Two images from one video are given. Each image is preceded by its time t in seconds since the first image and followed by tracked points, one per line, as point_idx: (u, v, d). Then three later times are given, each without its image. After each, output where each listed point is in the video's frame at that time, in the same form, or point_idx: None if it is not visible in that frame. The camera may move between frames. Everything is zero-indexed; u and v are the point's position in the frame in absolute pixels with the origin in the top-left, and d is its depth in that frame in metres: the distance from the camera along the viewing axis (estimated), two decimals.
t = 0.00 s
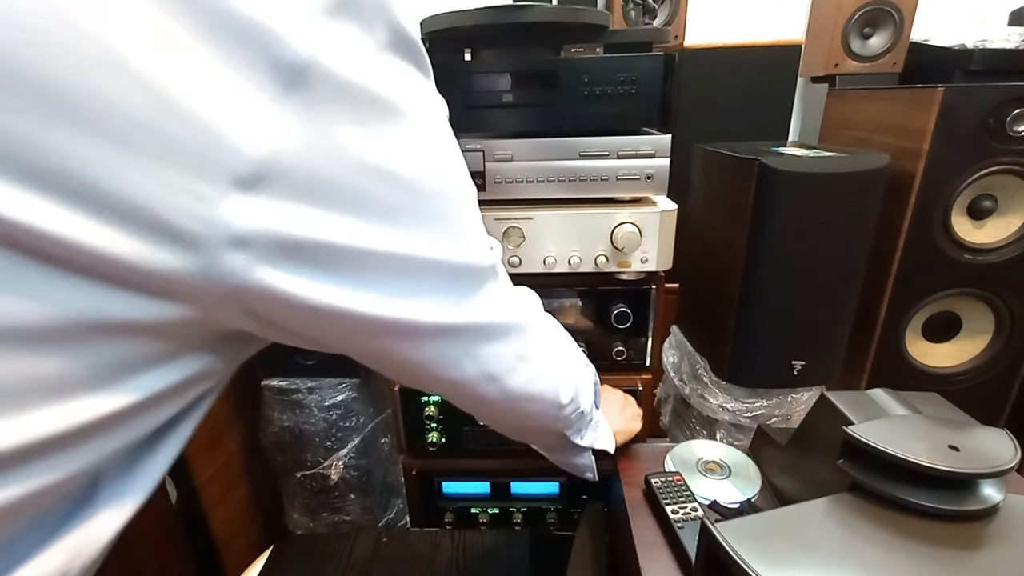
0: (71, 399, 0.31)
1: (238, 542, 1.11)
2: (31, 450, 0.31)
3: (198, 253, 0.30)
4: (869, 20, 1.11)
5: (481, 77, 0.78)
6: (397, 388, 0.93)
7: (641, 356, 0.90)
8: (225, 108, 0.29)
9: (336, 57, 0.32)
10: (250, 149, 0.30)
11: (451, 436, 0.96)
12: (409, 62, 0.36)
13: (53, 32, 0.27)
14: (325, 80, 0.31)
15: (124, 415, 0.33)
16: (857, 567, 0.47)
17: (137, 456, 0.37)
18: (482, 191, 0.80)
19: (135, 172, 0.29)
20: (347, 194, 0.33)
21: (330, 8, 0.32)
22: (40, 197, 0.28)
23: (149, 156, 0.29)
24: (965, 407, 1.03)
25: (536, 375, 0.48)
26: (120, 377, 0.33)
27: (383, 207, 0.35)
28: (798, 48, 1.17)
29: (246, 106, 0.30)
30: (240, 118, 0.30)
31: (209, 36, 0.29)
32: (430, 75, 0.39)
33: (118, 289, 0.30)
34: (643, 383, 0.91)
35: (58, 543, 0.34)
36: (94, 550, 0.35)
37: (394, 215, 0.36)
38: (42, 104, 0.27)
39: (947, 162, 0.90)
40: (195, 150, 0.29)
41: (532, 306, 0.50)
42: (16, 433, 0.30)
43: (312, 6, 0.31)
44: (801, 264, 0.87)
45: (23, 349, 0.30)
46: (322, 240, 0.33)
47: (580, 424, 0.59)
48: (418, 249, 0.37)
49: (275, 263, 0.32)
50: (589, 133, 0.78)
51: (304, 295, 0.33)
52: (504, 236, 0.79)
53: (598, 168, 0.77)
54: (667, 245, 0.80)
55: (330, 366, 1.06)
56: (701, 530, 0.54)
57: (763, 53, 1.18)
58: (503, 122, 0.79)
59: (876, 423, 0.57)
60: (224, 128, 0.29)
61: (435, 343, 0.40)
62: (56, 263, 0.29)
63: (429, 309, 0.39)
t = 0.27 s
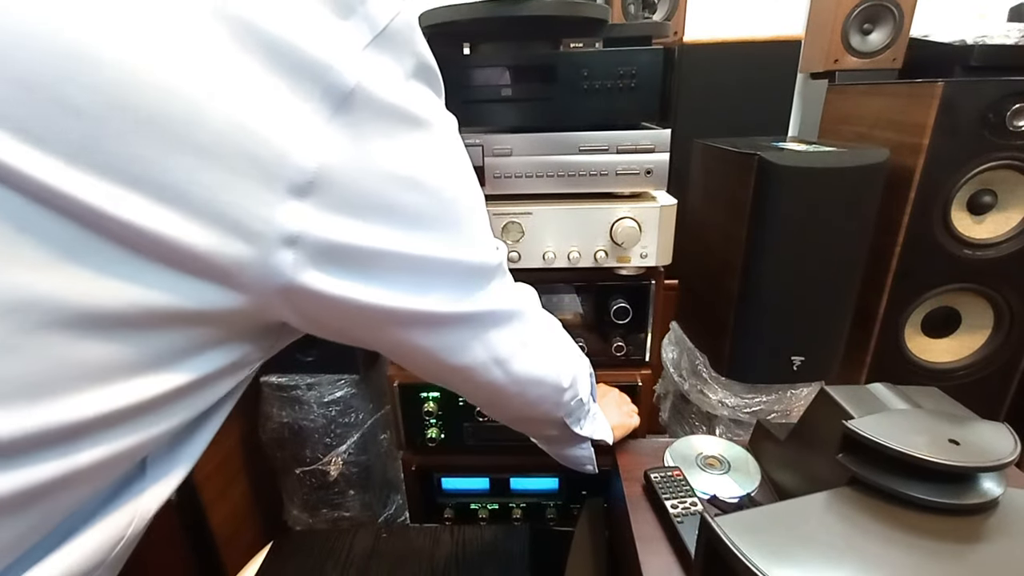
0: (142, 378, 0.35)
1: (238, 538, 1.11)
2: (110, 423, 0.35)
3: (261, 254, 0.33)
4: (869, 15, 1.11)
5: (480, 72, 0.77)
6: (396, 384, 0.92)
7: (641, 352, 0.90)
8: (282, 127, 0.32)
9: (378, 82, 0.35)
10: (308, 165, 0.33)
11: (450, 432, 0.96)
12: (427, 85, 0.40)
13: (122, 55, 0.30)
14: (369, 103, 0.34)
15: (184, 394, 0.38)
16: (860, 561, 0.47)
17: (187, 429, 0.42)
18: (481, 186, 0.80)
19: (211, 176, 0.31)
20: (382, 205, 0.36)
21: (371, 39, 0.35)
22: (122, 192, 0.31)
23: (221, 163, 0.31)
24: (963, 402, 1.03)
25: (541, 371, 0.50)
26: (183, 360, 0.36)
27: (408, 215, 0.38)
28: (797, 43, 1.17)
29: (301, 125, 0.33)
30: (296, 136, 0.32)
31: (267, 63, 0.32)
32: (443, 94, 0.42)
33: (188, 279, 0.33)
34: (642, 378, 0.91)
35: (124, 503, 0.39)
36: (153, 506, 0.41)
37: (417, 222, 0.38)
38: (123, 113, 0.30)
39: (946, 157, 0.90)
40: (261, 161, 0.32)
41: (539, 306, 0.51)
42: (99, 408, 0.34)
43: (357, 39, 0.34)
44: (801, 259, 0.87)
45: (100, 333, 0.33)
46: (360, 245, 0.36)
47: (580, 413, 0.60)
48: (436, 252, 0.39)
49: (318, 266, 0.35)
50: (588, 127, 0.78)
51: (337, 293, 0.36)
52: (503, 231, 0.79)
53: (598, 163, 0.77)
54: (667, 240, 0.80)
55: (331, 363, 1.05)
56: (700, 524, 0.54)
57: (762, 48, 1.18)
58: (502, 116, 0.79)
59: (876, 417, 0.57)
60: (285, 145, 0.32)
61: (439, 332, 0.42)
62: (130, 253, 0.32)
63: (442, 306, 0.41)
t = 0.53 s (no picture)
0: (170, 359, 0.36)
1: (237, 534, 1.11)
2: (141, 401, 0.35)
3: (281, 245, 0.33)
4: (867, 12, 1.11)
5: (479, 68, 0.77)
6: (395, 380, 0.92)
7: (640, 349, 0.90)
8: (299, 125, 0.32)
9: (391, 84, 0.35)
10: (325, 162, 0.33)
11: (449, 429, 0.96)
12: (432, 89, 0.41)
13: (120, 45, 0.29)
14: (383, 103, 0.35)
15: (208, 375, 0.38)
16: (862, 557, 0.47)
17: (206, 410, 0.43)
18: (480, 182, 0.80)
19: (234, 168, 0.31)
20: (393, 201, 0.36)
21: (383, 43, 0.35)
22: (146, 179, 0.31)
23: (244, 156, 0.31)
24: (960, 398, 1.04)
25: (544, 365, 0.50)
26: (205, 344, 0.37)
27: (417, 210, 0.38)
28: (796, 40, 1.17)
29: (318, 124, 0.33)
30: (313, 134, 0.33)
31: (283, 63, 0.32)
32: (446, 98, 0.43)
33: (212, 266, 0.33)
34: (641, 375, 0.91)
35: (147, 480, 0.40)
36: (173, 483, 0.42)
37: (424, 217, 0.38)
38: (145, 101, 0.30)
39: (945, 153, 0.90)
40: (283, 155, 0.32)
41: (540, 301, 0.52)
42: (133, 387, 0.34)
43: (370, 42, 0.35)
44: (801, 255, 0.87)
45: (124, 317, 0.33)
46: (372, 240, 0.36)
47: (580, 408, 0.60)
48: (444, 246, 0.40)
49: (333, 259, 0.35)
50: (587, 124, 0.77)
51: (347, 286, 0.36)
52: (502, 228, 0.79)
53: (596, 159, 0.77)
54: (666, 236, 0.80)
55: (330, 359, 1.04)
56: (699, 520, 0.54)
57: (760, 45, 1.18)
58: (500, 113, 0.79)
59: (874, 412, 0.57)
60: (303, 143, 0.32)
61: (443, 323, 0.42)
62: (156, 238, 0.32)
63: (448, 298, 0.41)
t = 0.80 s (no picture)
0: (177, 358, 0.36)
1: (236, 533, 1.11)
2: (149, 400, 0.35)
3: (287, 245, 0.33)
4: (867, 13, 1.11)
5: (479, 68, 0.77)
6: (395, 380, 0.92)
7: (639, 349, 0.90)
8: (306, 126, 0.32)
9: (397, 85, 0.35)
10: (331, 162, 0.33)
11: (448, 429, 0.96)
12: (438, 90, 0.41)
13: (123, 46, 0.29)
14: (389, 105, 0.35)
15: (215, 374, 0.38)
16: (861, 557, 0.47)
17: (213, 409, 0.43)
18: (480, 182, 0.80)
19: (240, 168, 0.31)
20: (399, 202, 0.36)
21: (388, 45, 0.35)
22: (154, 179, 0.31)
23: (251, 156, 0.31)
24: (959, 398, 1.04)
25: (547, 366, 0.50)
26: (211, 344, 0.37)
27: (422, 211, 0.38)
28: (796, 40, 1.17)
29: (324, 124, 0.33)
30: (320, 136, 0.33)
31: (289, 64, 0.32)
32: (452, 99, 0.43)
33: (218, 266, 0.33)
34: (641, 375, 0.91)
35: (155, 479, 0.40)
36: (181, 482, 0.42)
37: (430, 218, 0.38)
38: (152, 100, 0.30)
39: (944, 154, 0.90)
40: (288, 156, 0.32)
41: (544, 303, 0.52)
42: (140, 386, 0.34)
43: (376, 44, 0.35)
44: (802, 255, 0.87)
45: (128, 317, 0.33)
46: (378, 240, 0.36)
47: (583, 409, 0.60)
48: (449, 247, 0.40)
49: (338, 259, 0.35)
50: (587, 124, 0.78)
51: (353, 286, 0.36)
52: (502, 228, 0.79)
53: (596, 160, 0.77)
54: (666, 236, 0.80)
55: (330, 358, 1.04)
56: (699, 520, 0.54)
57: (760, 45, 1.18)
58: (501, 113, 0.79)
59: (874, 413, 0.57)
60: (310, 144, 0.32)
61: (449, 325, 0.42)
62: (163, 237, 0.32)
63: (452, 299, 0.41)
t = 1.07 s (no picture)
0: (181, 359, 0.36)
1: (236, 533, 1.10)
2: (153, 402, 0.35)
3: (290, 246, 0.33)
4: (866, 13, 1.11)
5: (479, 68, 0.77)
6: (395, 380, 0.92)
7: (639, 349, 0.90)
8: (309, 127, 0.32)
9: (400, 87, 0.35)
10: (335, 164, 0.33)
11: (448, 429, 0.96)
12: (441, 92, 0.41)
13: (126, 46, 0.29)
14: (392, 106, 0.35)
15: (218, 376, 0.38)
16: (861, 557, 0.47)
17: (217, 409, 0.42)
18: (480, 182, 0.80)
19: (243, 169, 0.31)
20: (402, 203, 0.36)
21: (391, 47, 0.35)
22: (158, 180, 0.31)
23: (254, 157, 0.31)
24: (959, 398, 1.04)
25: (549, 368, 0.50)
26: (214, 346, 0.37)
27: (425, 212, 0.38)
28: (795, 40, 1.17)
29: (327, 125, 0.33)
30: (323, 137, 0.33)
31: (292, 65, 0.32)
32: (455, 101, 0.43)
33: (221, 267, 0.33)
34: (640, 375, 0.91)
35: (158, 479, 0.40)
36: (185, 483, 0.42)
37: (433, 220, 0.38)
38: (155, 101, 0.30)
39: (944, 154, 0.90)
40: (291, 156, 0.32)
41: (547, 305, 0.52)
42: (143, 387, 0.34)
43: (379, 45, 0.35)
44: (802, 255, 0.87)
45: (130, 318, 0.33)
46: (381, 242, 0.36)
47: (584, 412, 0.60)
48: (451, 250, 0.40)
49: (340, 261, 0.35)
50: (587, 124, 0.77)
51: (356, 288, 0.36)
52: (502, 228, 0.79)
53: (596, 160, 0.77)
54: (666, 236, 0.80)
55: (329, 358, 1.04)
56: (699, 520, 0.54)
57: (760, 45, 1.18)
58: (501, 112, 0.78)
59: (874, 413, 0.57)
60: (313, 145, 0.32)
61: (451, 326, 0.42)
62: (164, 238, 0.32)
63: (454, 301, 0.41)
